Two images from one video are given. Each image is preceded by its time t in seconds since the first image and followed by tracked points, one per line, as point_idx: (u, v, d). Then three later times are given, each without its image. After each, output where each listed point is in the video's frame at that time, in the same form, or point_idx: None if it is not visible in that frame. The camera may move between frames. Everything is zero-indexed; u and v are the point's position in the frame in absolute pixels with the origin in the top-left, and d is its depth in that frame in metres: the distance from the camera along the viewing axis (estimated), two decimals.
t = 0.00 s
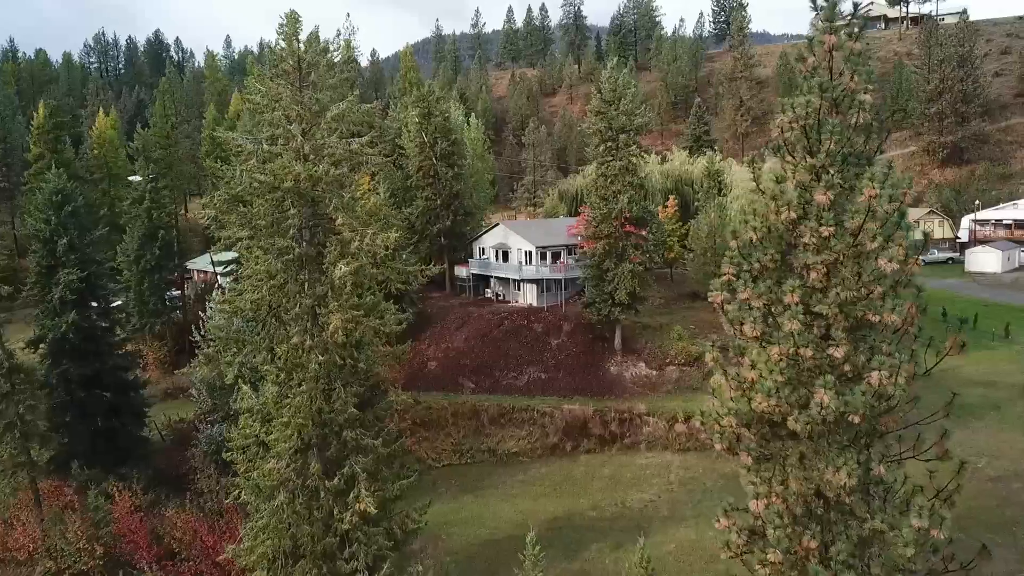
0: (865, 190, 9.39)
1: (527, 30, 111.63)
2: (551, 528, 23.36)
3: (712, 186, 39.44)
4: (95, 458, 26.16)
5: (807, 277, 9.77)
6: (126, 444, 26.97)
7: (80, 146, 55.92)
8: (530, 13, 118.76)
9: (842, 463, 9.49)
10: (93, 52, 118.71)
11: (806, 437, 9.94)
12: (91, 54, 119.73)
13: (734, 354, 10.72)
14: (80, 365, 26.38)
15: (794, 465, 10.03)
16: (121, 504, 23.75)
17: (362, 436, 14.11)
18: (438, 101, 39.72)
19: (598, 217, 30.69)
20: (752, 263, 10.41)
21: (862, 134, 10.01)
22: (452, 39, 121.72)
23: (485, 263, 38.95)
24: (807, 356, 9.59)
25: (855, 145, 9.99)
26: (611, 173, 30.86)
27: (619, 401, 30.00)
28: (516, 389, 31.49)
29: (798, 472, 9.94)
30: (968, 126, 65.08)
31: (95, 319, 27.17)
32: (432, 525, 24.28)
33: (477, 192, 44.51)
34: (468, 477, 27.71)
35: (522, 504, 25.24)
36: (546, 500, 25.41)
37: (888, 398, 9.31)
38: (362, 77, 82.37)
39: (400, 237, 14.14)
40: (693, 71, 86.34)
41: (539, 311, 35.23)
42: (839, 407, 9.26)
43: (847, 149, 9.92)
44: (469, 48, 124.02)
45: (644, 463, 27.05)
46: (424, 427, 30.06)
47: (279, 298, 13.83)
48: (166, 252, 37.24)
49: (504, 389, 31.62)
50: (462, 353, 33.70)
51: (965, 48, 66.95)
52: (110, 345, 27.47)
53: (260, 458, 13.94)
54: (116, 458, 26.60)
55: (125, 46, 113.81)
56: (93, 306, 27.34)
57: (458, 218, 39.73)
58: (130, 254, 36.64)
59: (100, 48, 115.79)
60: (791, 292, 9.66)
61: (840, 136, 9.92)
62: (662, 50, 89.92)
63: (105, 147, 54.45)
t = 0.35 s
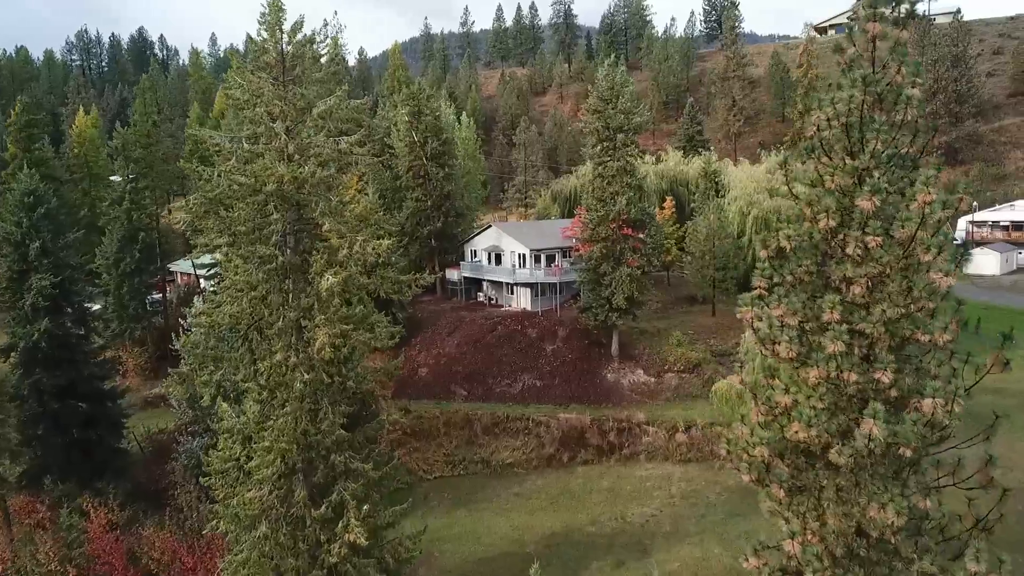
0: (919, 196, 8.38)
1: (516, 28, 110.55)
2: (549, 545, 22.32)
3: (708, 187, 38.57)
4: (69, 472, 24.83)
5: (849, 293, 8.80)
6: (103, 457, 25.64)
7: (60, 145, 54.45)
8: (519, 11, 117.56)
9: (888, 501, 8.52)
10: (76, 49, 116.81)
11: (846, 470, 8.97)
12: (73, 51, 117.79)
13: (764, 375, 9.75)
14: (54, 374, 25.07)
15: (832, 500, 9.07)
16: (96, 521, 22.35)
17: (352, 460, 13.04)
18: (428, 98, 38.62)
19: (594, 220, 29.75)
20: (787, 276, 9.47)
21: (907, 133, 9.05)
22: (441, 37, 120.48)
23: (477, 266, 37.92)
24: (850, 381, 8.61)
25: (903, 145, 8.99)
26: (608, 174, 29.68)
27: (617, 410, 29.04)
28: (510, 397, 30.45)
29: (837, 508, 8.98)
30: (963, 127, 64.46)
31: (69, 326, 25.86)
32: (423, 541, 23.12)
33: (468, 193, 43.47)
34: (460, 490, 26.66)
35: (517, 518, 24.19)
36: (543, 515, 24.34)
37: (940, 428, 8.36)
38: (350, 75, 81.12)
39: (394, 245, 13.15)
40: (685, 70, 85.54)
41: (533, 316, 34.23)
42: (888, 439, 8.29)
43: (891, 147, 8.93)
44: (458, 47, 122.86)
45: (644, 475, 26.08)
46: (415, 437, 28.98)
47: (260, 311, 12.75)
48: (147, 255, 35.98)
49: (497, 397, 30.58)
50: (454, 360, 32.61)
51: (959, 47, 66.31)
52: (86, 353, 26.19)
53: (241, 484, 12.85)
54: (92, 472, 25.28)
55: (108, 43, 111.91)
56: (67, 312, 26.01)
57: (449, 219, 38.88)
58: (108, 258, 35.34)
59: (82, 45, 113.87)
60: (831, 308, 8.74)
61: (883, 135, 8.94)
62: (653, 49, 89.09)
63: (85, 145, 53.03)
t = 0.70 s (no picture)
0: (992, 206, 7.47)
1: (506, 27, 109.47)
2: (547, 565, 21.16)
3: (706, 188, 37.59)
4: (42, 488, 23.53)
5: (908, 312, 7.83)
6: (78, 470, 24.38)
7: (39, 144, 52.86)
8: (509, 10, 116.37)
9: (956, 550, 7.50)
10: (59, 46, 114.88)
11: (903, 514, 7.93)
12: (55, 49, 115.82)
13: (803, 403, 8.75)
14: (25, 385, 23.57)
15: (884, 547, 8.07)
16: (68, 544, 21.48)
17: (341, 489, 11.92)
18: (419, 96, 37.51)
19: (591, 223, 28.85)
20: (829, 294, 8.51)
21: (971, 133, 8.03)
22: (430, 36, 119.36)
23: (469, 269, 36.84)
24: (911, 412, 7.60)
25: (967, 147, 7.98)
26: (607, 176, 28.72)
27: (616, 420, 28.02)
28: (505, 407, 29.38)
29: (887, 554, 7.98)
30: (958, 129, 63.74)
31: (41, 336, 24.43)
32: (413, 561, 21.73)
33: (460, 194, 42.38)
34: (453, 504, 25.51)
35: (513, 534, 23.05)
36: (541, 532, 23.14)
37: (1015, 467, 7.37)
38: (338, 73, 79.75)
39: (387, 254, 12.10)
40: (677, 70, 84.66)
41: (528, 322, 33.22)
42: (961, 482, 7.24)
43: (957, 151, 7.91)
44: (447, 46, 121.63)
45: (644, 488, 25.03)
46: (406, 448, 27.83)
47: (239, 327, 11.71)
48: (127, 258, 34.65)
49: (491, 406, 29.50)
50: (445, 368, 31.50)
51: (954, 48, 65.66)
52: (60, 362, 24.79)
53: (220, 517, 11.72)
54: (67, 486, 24.09)
55: (91, 40, 110.14)
56: (39, 320, 24.70)
57: (441, 222, 37.74)
58: (87, 261, 33.96)
59: (65, 43, 112.00)
60: (884, 331, 7.79)
61: (947, 137, 7.86)
62: (645, 48, 88.15)
63: (65, 144, 51.51)
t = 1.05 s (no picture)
0: None
1: (496, 26, 108.26)
2: None
3: (705, 190, 36.28)
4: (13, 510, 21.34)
5: (985, 341, 6.79)
6: (51, 489, 22.04)
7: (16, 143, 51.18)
8: (498, 9, 115.03)
9: None
10: (41, 44, 112.75)
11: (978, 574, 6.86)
12: (37, 46, 113.65)
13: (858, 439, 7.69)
14: None
15: None
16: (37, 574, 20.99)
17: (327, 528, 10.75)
18: (409, 95, 36.28)
19: (590, 226, 27.73)
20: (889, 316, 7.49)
21: None
22: (419, 36, 117.98)
23: (462, 274, 35.66)
24: (994, 457, 6.55)
25: None
26: (606, 177, 27.63)
27: (615, 431, 26.92)
28: (500, 417, 28.22)
29: None
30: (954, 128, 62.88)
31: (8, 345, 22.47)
32: None
33: (451, 195, 41.16)
34: (446, 520, 24.30)
35: (510, 552, 21.89)
36: (541, 550, 21.89)
37: None
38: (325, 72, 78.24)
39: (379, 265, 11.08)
40: (669, 70, 83.72)
41: (523, 328, 32.09)
42: None
43: None
44: (436, 45, 120.33)
45: (647, 504, 23.91)
46: (396, 461, 26.63)
47: (214, 348, 10.64)
48: (105, 261, 33.22)
49: (485, 417, 28.35)
50: (437, 376, 30.32)
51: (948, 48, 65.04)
52: (30, 373, 22.52)
53: (191, 559, 10.51)
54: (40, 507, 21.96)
55: (73, 38, 108.10)
56: (9, 329, 22.68)
57: (432, 223, 36.23)
58: (63, 265, 32.56)
59: (47, 41, 109.86)
60: (958, 363, 6.76)
61: None
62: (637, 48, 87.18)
63: (43, 143, 49.87)
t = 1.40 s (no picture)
0: None
1: (486, 25, 106.97)
2: None
3: (704, 192, 34.77)
4: None
5: None
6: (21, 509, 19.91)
7: None
8: (488, 7, 113.74)
9: None
10: (20, 41, 110.31)
11: None
12: (17, 44, 111.26)
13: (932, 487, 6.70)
14: None
15: None
16: None
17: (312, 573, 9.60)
18: (400, 93, 35.13)
19: (589, 230, 26.63)
20: (977, 349, 7.56)
21: None
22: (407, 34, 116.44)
23: (454, 278, 34.47)
24: None
25: None
26: (607, 179, 26.58)
27: (616, 444, 25.80)
28: (495, 429, 27.07)
29: None
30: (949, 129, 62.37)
31: None
32: None
33: (442, 197, 40.00)
34: (439, 537, 23.07)
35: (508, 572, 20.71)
36: (540, 571, 20.62)
37: None
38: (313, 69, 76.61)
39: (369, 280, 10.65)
40: (662, 70, 82.82)
41: (519, 335, 31.02)
42: None
43: None
44: (425, 44, 118.84)
45: (650, 521, 22.76)
46: (387, 475, 25.43)
47: (184, 373, 10.70)
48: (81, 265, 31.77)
49: (480, 429, 27.18)
50: (429, 385, 29.14)
51: (944, 47, 64.48)
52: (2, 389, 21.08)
53: None
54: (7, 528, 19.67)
55: (54, 35, 105.80)
56: None
57: (423, 226, 34.91)
58: (38, 269, 31.16)
59: (27, 38, 107.51)
60: None
61: None
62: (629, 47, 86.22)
63: (19, 141, 48.14)
